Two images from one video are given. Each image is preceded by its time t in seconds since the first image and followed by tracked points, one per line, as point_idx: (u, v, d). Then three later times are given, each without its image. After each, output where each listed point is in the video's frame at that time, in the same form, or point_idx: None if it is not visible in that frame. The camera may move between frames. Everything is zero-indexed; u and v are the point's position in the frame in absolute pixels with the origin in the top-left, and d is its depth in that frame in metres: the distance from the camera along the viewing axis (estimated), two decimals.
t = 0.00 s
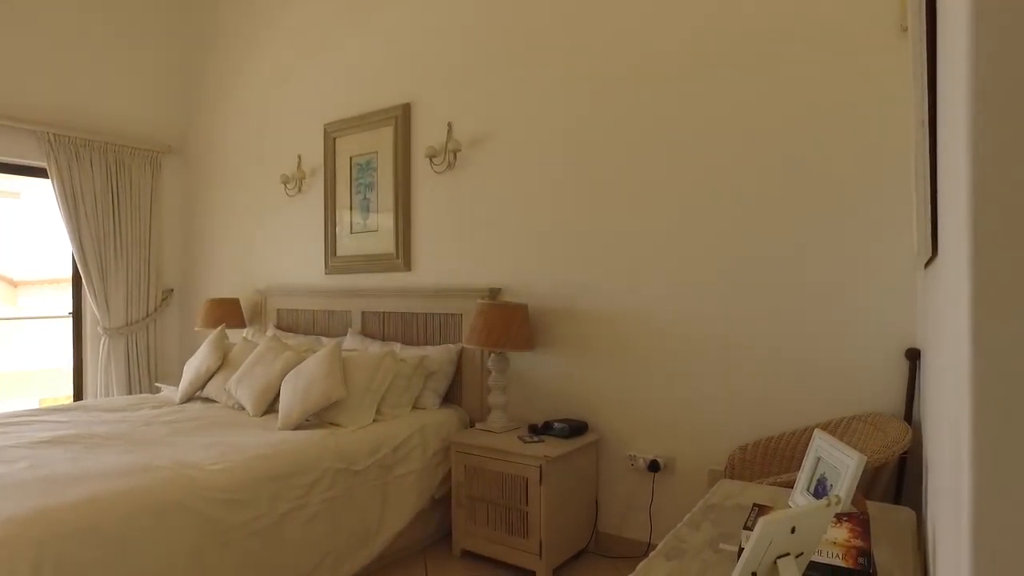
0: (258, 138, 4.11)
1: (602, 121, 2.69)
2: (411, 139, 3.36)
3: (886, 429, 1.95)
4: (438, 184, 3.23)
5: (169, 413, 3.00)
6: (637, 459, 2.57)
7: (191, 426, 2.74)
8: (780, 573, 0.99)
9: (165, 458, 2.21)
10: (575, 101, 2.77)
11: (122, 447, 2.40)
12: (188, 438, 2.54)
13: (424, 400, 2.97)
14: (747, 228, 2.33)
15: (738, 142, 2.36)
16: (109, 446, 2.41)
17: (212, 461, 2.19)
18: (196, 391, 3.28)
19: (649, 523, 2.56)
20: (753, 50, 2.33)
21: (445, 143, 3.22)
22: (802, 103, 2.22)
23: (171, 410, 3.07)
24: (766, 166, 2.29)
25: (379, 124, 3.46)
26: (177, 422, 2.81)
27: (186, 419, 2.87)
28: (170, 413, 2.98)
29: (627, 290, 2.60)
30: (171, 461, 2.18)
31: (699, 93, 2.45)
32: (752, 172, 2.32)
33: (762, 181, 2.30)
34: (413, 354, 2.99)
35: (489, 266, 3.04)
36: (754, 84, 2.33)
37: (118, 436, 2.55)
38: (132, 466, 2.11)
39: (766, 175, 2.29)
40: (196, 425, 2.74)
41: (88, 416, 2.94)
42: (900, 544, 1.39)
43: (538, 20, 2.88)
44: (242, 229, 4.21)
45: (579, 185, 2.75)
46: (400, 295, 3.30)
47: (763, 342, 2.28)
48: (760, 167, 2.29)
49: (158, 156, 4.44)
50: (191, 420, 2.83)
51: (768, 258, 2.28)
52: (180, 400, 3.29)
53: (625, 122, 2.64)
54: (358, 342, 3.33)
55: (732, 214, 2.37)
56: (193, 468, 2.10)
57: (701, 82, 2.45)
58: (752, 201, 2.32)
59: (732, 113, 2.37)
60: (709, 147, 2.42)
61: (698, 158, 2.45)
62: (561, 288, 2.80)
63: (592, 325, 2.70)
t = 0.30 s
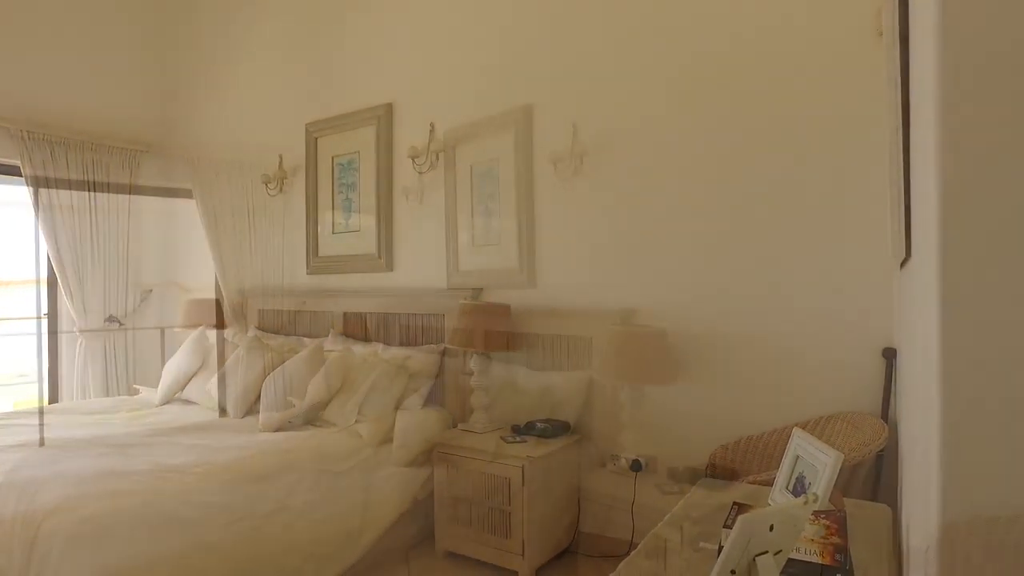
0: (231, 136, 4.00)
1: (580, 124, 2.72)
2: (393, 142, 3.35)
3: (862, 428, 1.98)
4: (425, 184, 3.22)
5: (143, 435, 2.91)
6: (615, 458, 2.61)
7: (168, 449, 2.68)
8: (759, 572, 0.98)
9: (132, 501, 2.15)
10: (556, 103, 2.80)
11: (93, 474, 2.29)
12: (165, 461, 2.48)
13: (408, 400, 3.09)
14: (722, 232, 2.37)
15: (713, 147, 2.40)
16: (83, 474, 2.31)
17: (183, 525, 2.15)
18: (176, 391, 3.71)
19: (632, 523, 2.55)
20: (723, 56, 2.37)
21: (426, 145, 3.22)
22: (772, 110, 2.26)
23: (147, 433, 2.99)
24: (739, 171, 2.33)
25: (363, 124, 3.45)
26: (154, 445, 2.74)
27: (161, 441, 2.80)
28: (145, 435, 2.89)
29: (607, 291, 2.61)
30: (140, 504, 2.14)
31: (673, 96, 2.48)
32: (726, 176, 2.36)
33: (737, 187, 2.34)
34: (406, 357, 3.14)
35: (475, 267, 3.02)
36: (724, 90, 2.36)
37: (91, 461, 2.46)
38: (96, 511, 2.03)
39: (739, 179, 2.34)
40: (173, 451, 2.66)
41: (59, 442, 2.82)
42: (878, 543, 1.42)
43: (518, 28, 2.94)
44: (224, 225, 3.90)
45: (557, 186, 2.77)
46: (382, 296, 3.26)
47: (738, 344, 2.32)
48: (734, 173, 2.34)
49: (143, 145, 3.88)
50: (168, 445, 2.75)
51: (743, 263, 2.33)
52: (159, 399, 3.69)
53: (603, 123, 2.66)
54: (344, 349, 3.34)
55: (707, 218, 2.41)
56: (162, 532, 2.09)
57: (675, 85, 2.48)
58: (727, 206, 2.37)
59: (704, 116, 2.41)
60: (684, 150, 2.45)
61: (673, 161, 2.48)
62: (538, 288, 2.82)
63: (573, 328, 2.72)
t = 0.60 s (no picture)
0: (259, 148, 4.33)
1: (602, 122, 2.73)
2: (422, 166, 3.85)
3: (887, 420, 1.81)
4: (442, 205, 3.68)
5: (153, 436, 2.83)
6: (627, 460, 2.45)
7: (175, 448, 2.59)
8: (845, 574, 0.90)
9: (134, 498, 2.00)
10: (579, 101, 2.86)
11: (87, 484, 2.17)
12: (165, 462, 2.37)
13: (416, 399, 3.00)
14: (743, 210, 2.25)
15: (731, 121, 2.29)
16: (74, 486, 2.18)
17: (191, 498, 1.99)
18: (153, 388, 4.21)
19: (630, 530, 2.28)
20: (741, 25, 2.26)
21: (438, 169, 3.71)
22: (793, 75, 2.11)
23: (159, 432, 2.93)
24: (760, 143, 2.19)
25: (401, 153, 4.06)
26: (159, 445, 2.65)
27: (167, 441, 2.71)
28: (155, 436, 2.81)
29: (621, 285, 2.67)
30: (145, 498, 2.00)
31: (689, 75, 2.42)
32: (747, 150, 2.23)
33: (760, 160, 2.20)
34: (436, 361, 3.18)
35: (500, 266, 3.24)
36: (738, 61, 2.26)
37: (87, 468, 2.35)
38: (99, 512, 1.90)
39: (759, 153, 2.19)
40: (176, 450, 2.55)
41: (68, 448, 2.73)
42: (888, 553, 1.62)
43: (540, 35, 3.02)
44: (263, 241, 4.48)
45: (576, 183, 2.87)
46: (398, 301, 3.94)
47: (762, 327, 2.19)
48: (754, 145, 2.20)
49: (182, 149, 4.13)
50: (171, 445, 2.64)
51: (765, 240, 2.19)
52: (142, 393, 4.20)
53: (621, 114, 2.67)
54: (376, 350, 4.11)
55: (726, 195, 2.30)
56: (170, 505, 1.94)
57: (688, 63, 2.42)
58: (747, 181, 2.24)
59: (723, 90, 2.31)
60: (702, 129, 2.38)
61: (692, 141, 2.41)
62: (558, 283, 2.96)
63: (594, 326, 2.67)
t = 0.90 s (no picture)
0: (274, 149, 4.35)
1: (623, 116, 2.67)
2: (437, 164, 3.81)
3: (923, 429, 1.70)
4: (460, 203, 3.61)
5: (166, 436, 2.79)
6: (651, 461, 2.40)
7: (188, 448, 2.55)
8: None
9: (145, 500, 1.95)
10: (600, 94, 2.79)
11: (99, 484, 2.13)
12: (178, 463, 2.33)
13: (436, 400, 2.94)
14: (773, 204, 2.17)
15: (761, 112, 2.20)
16: (85, 488, 2.14)
17: (206, 500, 1.93)
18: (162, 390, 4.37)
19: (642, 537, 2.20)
20: (772, 11, 2.17)
21: (455, 166, 3.64)
22: (826, 61, 2.02)
23: (173, 432, 2.89)
24: (794, 133, 2.11)
25: (416, 150, 3.99)
26: (171, 445, 2.61)
27: (180, 441, 2.66)
28: (168, 437, 2.77)
29: (642, 283, 2.61)
30: (156, 500, 1.94)
31: (716, 65, 2.33)
32: (779, 140, 2.15)
33: (792, 152, 2.12)
34: (452, 360, 3.13)
35: (517, 264, 3.17)
36: (767, 50, 2.18)
37: (98, 469, 2.31)
38: (109, 514, 1.85)
39: (794, 144, 2.11)
40: (189, 451, 2.51)
41: (80, 448, 2.70)
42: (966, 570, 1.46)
43: (563, 27, 2.95)
44: (280, 241, 4.38)
45: (596, 178, 2.80)
46: (413, 301, 3.93)
47: (793, 326, 2.11)
48: (788, 135, 2.12)
49: (200, 149, 4.11)
50: (184, 445, 2.60)
51: (797, 235, 2.10)
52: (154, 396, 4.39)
53: (644, 107, 2.59)
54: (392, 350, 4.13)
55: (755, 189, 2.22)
56: (183, 506, 1.88)
57: (715, 53, 2.34)
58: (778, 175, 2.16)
59: (753, 79, 2.22)
60: (730, 120, 2.29)
61: (720, 133, 2.32)
62: (578, 282, 2.89)
63: (616, 325, 2.59)
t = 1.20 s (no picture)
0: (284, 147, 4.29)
1: (642, 110, 2.58)
2: (448, 161, 3.73)
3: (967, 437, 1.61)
4: (472, 201, 3.53)
5: (173, 439, 2.74)
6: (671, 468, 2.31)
7: (194, 452, 2.49)
8: None
9: (148, 508, 1.88)
10: (616, 88, 2.70)
11: (101, 490, 2.06)
12: (183, 468, 2.26)
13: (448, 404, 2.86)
14: (800, 200, 2.07)
15: (788, 105, 2.11)
16: (87, 494, 2.08)
17: (210, 508, 1.86)
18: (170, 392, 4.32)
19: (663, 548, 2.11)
20: None
21: (467, 163, 3.56)
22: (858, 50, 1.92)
23: (180, 435, 2.84)
24: (824, 126, 2.01)
25: (427, 147, 3.92)
26: (177, 449, 2.55)
27: (187, 445, 2.61)
28: (174, 440, 2.71)
29: (662, 283, 2.51)
30: (159, 508, 1.87)
31: (740, 57, 2.24)
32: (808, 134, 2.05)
33: (821, 145, 2.02)
34: (463, 362, 3.06)
35: (531, 263, 3.09)
36: (795, 40, 2.08)
37: (102, 473, 2.25)
38: (110, 522, 1.79)
39: (824, 138, 2.01)
40: (196, 455, 2.45)
41: (84, 451, 2.64)
42: None
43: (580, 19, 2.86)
44: (291, 242, 4.32)
45: (613, 175, 2.71)
46: (425, 301, 3.85)
47: (823, 327, 2.01)
48: (818, 129, 2.02)
49: (209, 147, 4.05)
50: (190, 449, 2.54)
51: (827, 234, 2.01)
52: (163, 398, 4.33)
53: (663, 100, 2.50)
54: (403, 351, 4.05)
55: (781, 185, 2.12)
56: (187, 515, 1.81)
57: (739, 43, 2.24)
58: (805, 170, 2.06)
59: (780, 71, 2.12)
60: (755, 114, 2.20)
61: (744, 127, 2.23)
62: (596, 281, 2.80)
63: (635, 326, 2.50)
